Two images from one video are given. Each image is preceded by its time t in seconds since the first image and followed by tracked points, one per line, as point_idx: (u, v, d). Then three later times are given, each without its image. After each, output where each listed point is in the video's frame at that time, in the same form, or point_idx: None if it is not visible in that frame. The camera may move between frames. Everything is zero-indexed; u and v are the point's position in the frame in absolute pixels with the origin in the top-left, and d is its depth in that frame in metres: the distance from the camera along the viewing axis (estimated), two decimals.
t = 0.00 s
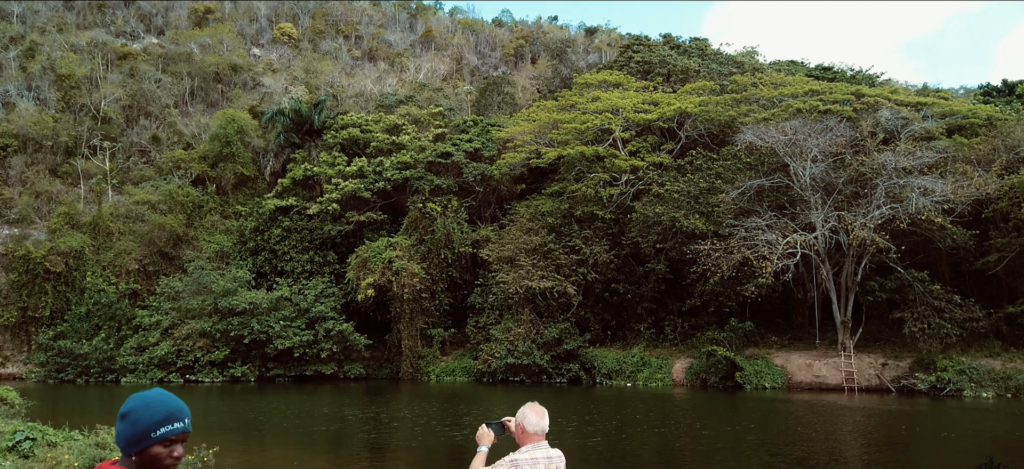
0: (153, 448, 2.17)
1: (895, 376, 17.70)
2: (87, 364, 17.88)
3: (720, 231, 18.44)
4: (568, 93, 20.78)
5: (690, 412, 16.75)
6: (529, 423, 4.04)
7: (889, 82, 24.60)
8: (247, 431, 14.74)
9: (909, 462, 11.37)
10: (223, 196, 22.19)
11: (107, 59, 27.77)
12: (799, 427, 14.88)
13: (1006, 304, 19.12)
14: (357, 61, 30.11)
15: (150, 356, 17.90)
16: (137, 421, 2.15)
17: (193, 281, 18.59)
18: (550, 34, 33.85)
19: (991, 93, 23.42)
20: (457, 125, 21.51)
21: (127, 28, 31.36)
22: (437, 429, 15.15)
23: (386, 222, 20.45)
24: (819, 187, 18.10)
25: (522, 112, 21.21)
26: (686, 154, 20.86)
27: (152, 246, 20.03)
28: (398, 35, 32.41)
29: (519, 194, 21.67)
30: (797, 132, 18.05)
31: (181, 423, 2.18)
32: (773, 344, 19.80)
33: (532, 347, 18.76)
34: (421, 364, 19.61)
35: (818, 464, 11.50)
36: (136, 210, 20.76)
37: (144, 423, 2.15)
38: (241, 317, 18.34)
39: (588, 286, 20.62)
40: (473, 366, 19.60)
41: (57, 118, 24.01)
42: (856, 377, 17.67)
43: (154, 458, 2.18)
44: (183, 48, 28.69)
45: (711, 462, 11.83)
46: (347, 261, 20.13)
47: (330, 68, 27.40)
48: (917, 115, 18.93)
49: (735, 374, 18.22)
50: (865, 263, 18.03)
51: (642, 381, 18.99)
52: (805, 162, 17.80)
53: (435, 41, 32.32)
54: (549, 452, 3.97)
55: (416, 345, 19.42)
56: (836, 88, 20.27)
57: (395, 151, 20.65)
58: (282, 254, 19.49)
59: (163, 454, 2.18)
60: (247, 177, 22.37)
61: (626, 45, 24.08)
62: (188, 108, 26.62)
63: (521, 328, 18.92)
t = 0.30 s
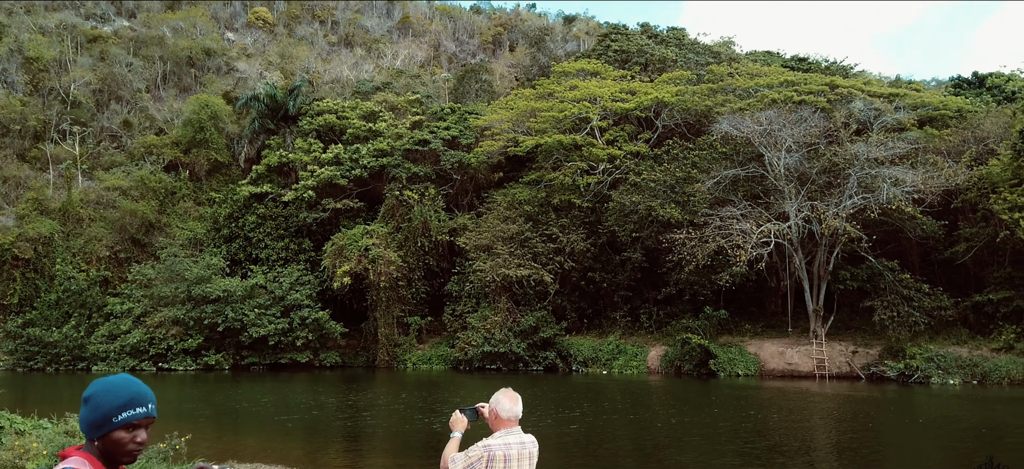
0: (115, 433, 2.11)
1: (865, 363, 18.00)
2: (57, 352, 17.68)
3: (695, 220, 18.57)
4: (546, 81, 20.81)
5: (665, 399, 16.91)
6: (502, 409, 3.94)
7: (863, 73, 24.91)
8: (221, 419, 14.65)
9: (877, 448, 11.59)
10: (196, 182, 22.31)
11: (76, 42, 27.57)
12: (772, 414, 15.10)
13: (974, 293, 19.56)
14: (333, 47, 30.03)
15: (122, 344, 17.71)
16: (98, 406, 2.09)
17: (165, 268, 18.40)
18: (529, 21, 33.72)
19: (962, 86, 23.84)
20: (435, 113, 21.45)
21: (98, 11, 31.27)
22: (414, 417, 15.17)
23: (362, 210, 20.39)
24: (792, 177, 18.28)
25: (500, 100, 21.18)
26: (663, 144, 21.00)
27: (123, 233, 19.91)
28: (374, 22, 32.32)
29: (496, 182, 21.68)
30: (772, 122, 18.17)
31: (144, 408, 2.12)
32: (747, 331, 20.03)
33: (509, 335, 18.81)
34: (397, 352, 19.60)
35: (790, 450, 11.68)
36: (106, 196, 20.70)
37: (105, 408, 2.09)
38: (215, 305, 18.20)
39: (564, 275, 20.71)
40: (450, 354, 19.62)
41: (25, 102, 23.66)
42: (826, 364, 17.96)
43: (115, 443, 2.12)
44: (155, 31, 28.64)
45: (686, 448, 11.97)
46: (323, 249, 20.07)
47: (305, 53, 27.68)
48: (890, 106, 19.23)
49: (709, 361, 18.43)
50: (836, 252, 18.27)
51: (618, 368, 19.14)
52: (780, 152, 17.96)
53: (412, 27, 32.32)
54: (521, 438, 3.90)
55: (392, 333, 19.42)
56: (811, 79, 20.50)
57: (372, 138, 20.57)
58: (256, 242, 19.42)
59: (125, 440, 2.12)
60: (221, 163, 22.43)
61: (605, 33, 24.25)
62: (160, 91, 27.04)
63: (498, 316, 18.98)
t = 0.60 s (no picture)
0: (67, 416, 1.94)
1: (828, 350, 18.35)
2: (16, 340, 17.35)
3: (664, 210, 18.72)
4: (517, 69, 20.82)
5: (633, 386, 17.07)
6: (469, 395, 3.89)
7: (830, 65, 25.33)
8: (186, 407, 14.46)
9: (840, 433, 11.79)
10: (161, 168, 22.13)
11: (36, 23, 27.19)
12: (738, 400, 15.33)
13: (933, 282, 20.05)
14: (302, 32, 30.83)
15: (84, 332, 17.41)
16: (50, 388, 1.91)
17: (129, 256, 18.09)
18: (501, 9, 33.85)
19: (925, 79, 24.39)
20: (405, 100, 21.39)
21: None
22: (382, 404, 15.13)
23: (331, 197, 20.40)
24: (759, 167, 18.48)
25: (471, 88, 21.14)
26: (634, 133, 21.11)
27: (85, 219, 19.63)
28: (344, 7, 33.56)
29: (467, 170, 21.63)
30: (740, 113, 18.33)
31: (99, 390, 1.95)
32: (713, 319, 20.33)
33: (479, 323, 18.84)
34: (366, 340, 19.56)
35: (754, 436, 11.85)
36: (67, 181, 20.42)
37: (58, 390, 1.91)
38: (180, 292, 17.98)
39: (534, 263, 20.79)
40: (419, 342, 19.60)
41: None
42: (790, 351, 18.26)
43: (68, 427, 1.95)
44: (118, 14, 28.90)
45: (652, 434, 12.10)
46: (291, 236, 19.96)
47: (273, 38, 28.14)
48: (855, 97, 19.56)
49: (676, 349, 18.66)
50: (801, 241, 18.55)
51: (587, 356, 19.28)
52: (747, 142, 18.16)
53: (383, 13, 32.36)
54: (488, 424, 3.91)
55: (361, 321, 19.39)
56: (778, 71, 20.82)
57: (342, 125, 20.54)
58: (222, 229, 19.31)
59: (79, 423, 1.95)
60: (186, 149, 22.26)
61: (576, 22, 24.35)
62: (123, 76, 26.71)
63: (467, 304, 19.02)
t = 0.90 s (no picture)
0: (18, 398, 1.95)
1: (791, 337, 18.69)
2: None
3: (633, 198, 18.80)
4: (487, 56, 20.79)
5: (601, 372, 17.20)
6: (434, 380, 3.88)
7: (797, 55, 25.74)
8: (149, 394, 14.24)
9: (803, 417, 11.99)
10: (123, 151, 21.85)
11: None
12: (703, 385, 15.52)
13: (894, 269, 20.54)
14: (268, 14, 30.77)
15: (44, 319, 17.14)
16: None
17: (90, 241, 17.80)
18: None
19: (889, 70, 24.95)
20: (374, 86, 21.29)
21: None
22: (350, 390, 15.06)
23: (298, 183, 20.33)
24: (726, 156, 18.63)
25: (441, 74, 21.08)
26: (603, 121, 21.18)
27: (44, 204, 19.18)
28: None
29: (437, 157, 21.58)
30: (709, 102, 18.48)
31: (53, 372, 1.98)
32: (680, 306, 20.59)
33: (448, 310, 18.84)
34: (334, 327, 19.49)
35: (718, 420, 12.00)
36: (25, 165, 19.70)
37: (8, 372, 1.92)
38: (143, 279, 17.71)
39: (504, 251, 20.83)
40: (388, 329, 19.55)
41: None
42: (755, 338, 18.57)
43: (19, 409, 1.96)
44: None
45: (618, 418, 12.20)
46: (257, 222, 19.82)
47: (238, 20, 28.08)
48: (820, 88, 19.87)
49: (644, 335, 18.85)
50: (766, 230, 18.82)
51: (556, 343, 19.40)
52: (715, 131, 18.33)
53: None
54: (454, 408, 3.88)
55: (329, 308, 19.29)
56: (746, 60, 21.12)
57: (309, 110, 20.53)
58: (187, 215, 19.10)
59: (31, 405, 1.97)
60: (149, 132, 22.10)
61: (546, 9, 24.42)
62: (83, 57, 26.83)
63: (437, 291, 19.00)
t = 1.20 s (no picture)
0: None
1: (758, 323, 18.98)
2: None
3: (603, 185, 18.82)
4: (458, 41, 20.75)
5: (571, 358, 17.30)
6: (401, 365, 3.74)
7: (764, 44, 26.06)
8: (112, 381, 13.99)
9: (769, 401, 12.16)
10: (85, 134, 21.59)
11: None
12: (671, 370, 15.67)
13: (857, 257, 20.97)
14: None
15: (3, 305, 16.84)
16: None
17: (52, 226, 17.53)
18: None
19: (854, 60, 25.40)
20: (344, 70, 21.16)
21: None
22: (318, 376, 15.00)
23: (266, 168, 20.20)
24: (695, 144, 18.72)
25: (412, 59, 21.01)
26: (575, 108, 21.29)
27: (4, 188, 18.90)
28: None
29: (407, 143, 21.53)
30: (679, 90, 18.57)
31: None
32: (649, 293, 20.80)
33: (419, 297, 18.82)
34: (303, 313, 19.39)
35: (685, 405, 12.10)
36: None
37: None
38: (106, 265, 17.43)
39: (475, 238, 20.87)
40: (358, 316, 19.48)
41: None
42: (722, 324, 18.84)
43: None
44: None
45: (586, 403, 12.25)
46: (224, 208, 19.66)
47: (205, 3, 27.80)
48: (788, 77, 20.13)
49: (614, 322, 19.01)
50: (734, 218, 19.04)
51: (526, 329, 19.48)
52: (684, 120, 18.42)
53: None
54: (421, 392, 3.79)
55: (298, 295, 19.15)
56: (716, 49, 21.33)
57: (277, 94, 20.34)
58: (151, 200, 18.85)
59: None
60: (113, 115, 21.76)
61: None
62: (43, 37, 26.59)
63: (407, 278, 18.95)
